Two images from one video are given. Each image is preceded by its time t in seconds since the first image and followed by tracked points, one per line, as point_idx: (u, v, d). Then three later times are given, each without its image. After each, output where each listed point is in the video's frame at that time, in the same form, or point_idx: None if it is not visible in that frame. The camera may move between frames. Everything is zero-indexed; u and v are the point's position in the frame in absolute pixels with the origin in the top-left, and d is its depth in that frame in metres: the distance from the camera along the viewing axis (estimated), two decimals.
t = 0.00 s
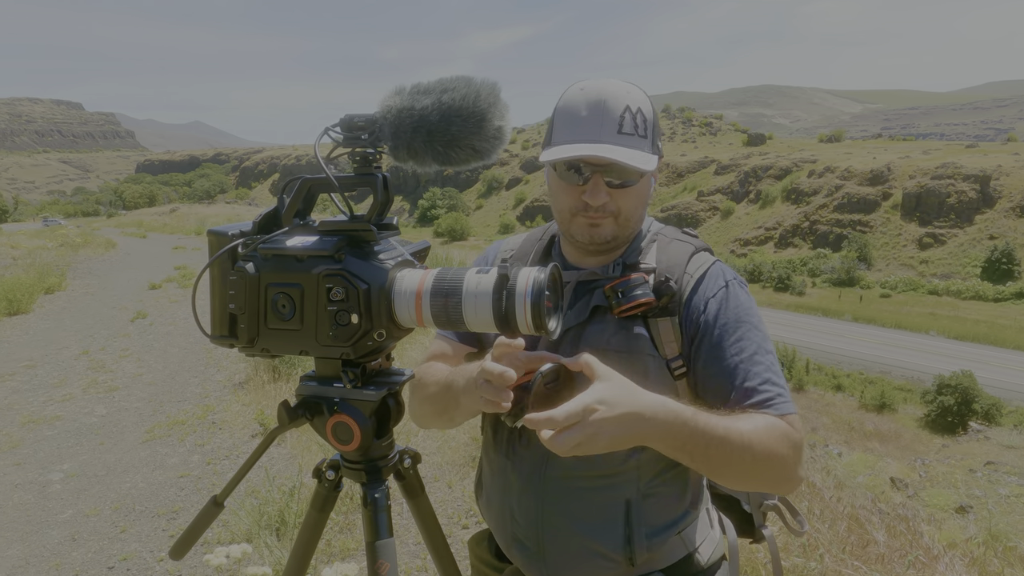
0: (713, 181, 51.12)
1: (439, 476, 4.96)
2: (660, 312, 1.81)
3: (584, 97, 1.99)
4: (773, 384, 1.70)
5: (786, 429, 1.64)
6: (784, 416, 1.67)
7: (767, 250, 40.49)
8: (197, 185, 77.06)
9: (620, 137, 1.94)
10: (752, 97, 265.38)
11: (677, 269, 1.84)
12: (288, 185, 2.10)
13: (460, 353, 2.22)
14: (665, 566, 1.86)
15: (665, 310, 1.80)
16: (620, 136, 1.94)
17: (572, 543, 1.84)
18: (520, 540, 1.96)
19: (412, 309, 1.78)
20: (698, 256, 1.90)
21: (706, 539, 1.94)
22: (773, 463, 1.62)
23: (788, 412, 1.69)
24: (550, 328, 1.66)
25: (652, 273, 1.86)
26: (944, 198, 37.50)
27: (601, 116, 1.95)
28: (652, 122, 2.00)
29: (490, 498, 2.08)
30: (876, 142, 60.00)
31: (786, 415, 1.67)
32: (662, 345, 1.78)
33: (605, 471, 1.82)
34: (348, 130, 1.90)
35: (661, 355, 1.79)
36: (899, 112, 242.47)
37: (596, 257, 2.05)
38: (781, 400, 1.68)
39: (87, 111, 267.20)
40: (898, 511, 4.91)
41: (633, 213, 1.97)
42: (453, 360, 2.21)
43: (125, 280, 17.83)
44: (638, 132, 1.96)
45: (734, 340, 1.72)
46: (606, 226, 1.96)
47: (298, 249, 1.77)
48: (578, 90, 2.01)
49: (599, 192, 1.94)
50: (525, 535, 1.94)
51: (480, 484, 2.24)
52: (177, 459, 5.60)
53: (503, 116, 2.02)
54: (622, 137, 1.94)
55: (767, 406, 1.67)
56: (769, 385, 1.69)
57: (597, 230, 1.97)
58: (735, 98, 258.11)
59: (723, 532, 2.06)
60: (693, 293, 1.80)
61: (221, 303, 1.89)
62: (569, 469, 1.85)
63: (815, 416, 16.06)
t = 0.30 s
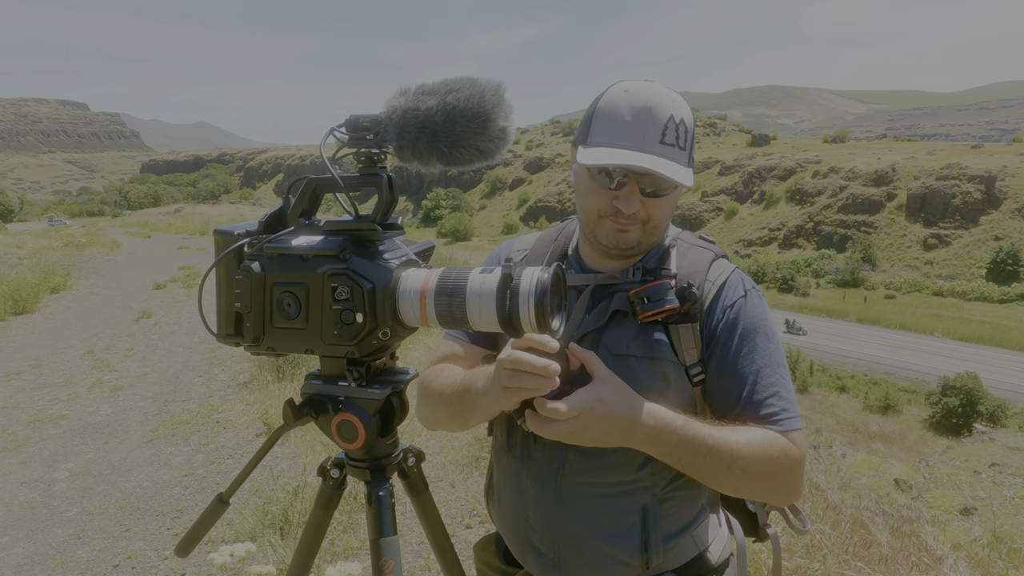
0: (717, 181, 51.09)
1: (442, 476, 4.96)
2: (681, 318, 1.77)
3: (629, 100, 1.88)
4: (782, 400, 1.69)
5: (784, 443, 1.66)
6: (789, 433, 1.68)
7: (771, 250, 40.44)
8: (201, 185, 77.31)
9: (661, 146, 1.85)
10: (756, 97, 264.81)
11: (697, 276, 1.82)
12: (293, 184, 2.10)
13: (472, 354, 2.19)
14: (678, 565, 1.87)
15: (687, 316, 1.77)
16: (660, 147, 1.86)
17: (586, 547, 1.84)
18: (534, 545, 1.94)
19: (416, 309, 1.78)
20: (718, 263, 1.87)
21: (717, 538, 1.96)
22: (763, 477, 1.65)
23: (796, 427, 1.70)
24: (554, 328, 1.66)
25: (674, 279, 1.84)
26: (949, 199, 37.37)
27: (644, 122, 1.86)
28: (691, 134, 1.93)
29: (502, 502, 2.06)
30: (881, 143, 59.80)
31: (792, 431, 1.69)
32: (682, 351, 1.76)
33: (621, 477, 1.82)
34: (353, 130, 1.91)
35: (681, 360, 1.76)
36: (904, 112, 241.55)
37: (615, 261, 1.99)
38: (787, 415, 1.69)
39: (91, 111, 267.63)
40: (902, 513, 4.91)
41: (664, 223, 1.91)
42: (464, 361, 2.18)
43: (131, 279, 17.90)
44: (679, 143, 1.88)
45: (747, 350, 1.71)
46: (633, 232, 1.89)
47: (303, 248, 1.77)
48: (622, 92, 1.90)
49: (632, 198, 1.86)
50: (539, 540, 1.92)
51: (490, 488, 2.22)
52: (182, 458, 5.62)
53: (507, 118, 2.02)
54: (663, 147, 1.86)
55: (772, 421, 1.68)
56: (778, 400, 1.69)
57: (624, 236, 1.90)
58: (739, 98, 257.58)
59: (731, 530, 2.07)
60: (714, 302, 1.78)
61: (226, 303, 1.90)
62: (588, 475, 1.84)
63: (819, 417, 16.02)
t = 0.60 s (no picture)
0: (720, 183, 51.06)
1: (444, 476, 4.97)
2: (685, 320, 1.77)
3: (641, 99, 1.88)
4: (774, 406, 1.67)
5: (767, 448, 1.63)
6: (772, 437, 1.65)
7: (775, 252, 40.40)
8: (205, 185, 77.39)
9: (672, 148, 1.86)
10: (759, 98, 264.47)
11: (704, 278, 1.82)
12: (292, 182, 2.10)
13: (471, 354, 2.17)
14: (681, 563, 1.87)
15: (692, 317, 1.77)
16: (671, 147, 1.86)
17: (589, 548, 1.83)
18: (537, 546, 1.92)
19: (414, 306, 1.78)
20: (723, 264, 1.87)
21: (717, 537, 1.98)
22: (743, 480, 1.62)
23: (790, 432, 1.67)
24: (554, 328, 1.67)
25: (681, 281, 1.84)
26: (953, 200, 37.27)
27: (656, 123, 1.85)
28: (702, 136, 1.93)
29: (505, 503, 2.04)
30: (885, 144, 59.68)
31: (780, 436, 1.65)
32: (686, 352, 1.75)
33: (625, 478, 1.82)
34: (352, 128, 1.91)
35: (685, 361, 1.76)
36: (907, 113, 240.96)
37: (622, 260, 1.98)
38: (781, 422, 1.66)
39: (95, 111, 268.30)
40: (905, 514, 4.90)
41: (671, 223, 1.91)
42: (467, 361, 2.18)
43: (134, 279, 17.94)
44: (690, 145, 1.88)
45: (744, 353, 1.70)
46: (640, 232, 1.88)
47: (303, 245, 1.78)
48: (634, 91, 1.89)
49: (640, 199, 1.86)
50: (542, 540, 1.91)
51: (492, 488, 2.22)
52: (184, 458, 5.63)
53: (506, 115, 2.02)
54: (673, 148, 1.86)
55: (760, 425, 1.66)
56: (768, 406, 1.67)
57: (631, 236, 1.89)
58: (742, 99, 257.26)
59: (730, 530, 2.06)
60: (720, 304, 1.77)
61: (226, 300, 1.90)
62: (591, 475, 1.84)
63: (822, 419, 15.99)
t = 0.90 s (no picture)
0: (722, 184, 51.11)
1: (447, 476, 4.97)
2: (707, 329, 1.77)
3: (670, 106, 1.88)
4: (791, 416, 1.68)
5: (775, 460, 1.65)
6: (785, 448, 1.67)
7: (777, 252, 40.41)
8: (208, 185, 77.50)
9: (699, 157, 1.85)
10: (762, 98, 264.18)
11: (727, 287, 1.82)
12: (301, 185, 2.10)
13: (479, 356, 2.15)
14: (689, 563, 1.88)
15: (713, 326, 1.77)
16: (698, 156, 1.85)
17: (603, 554, 1.83)
18: (550, 550, 1.91)
19: (421, 308, 1.79)
20: (744, 273, 1.87)
21: (727, 536, 2.00)
22: (754, 494, 1.64)
23: (805, 443, 1.68)
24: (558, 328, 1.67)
25: (704, 290, 1.82)
26: (956, 201, 37.20)
27: (684, 129, 1.85)
28: (729, 147, 1.92)
29: (517, 508, 2.04)
30: (888, 144, 59.56)
31: (795, 447, 1.67)
32: (706, 361, 1.76)
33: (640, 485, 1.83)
34: (361, 132, 1.92)
35: (705, 370, 1.77)
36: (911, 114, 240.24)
37: (640, 267, 1.96)
38: (796, 434, 1.68)
39: (97, 111, 268.79)
40: (908, 516, 4.88)
41: (692, 231, 1.88)
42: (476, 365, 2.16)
43: (137, 280, 17.98)
44: (716, 154, 1.87)
45: (757, 364, 1.73)
46: (661, 239, 1.86)
47: (311, 248, 1.78)
48: (663, 97, 1.89)
49: (663, 205, 1.83)
50: (555, 546, 1.90)
51: (502, 491, 2.21)
52: (188, 457, 5.64)
53: (514, 117, 2.02)
54: (700, 157, 1.85)
55: (775, 434, 1.68)
56: (785, 416, 1.68)
57: (652, 241, 1.87)
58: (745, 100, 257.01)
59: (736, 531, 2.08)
60: (742, 314, 1.78)
61: (235, 302, 1.90)
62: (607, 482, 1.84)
63: (824, 420, 15.97)
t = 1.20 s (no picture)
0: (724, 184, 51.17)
1: (450, 476, 4.97)
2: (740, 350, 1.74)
3: (713, 117, 1.83)
4: (820, 445, 1.70)
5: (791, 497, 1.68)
6: (810, 482, 1.69)
7: (779, 253, 40.43)
8: (210, 185, 77.62)
9: (734, 170, 1.80)
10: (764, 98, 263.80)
11: (760, 310, 1.77)
12: (309, 187, 2.10)
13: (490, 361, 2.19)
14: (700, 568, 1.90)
15: (747, 348, 1.73)
16: (735, 170, 1.80)
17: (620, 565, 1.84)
18: (565, 557, 1.91)
19: (427, 310, 1.79)
20: (780, 294, 1.84)
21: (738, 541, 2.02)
22: (771, 530, 1.66)
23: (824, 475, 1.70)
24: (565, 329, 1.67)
25: (739, 312, 1.78)
26: (958, 201, 37.13)
27: (724, 140, 1.80)
28: (774, 163, 1.86)
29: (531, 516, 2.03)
30: (891, 145, 59.45)
31: (816, 479, 1.70)
32: (734, 384, 1.75)
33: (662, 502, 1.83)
34: (368, 134, 1.93)
35: (734, 393, 1.76)
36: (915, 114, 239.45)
37: (670, 278, 1.92)
38: (819, 464, 1.69)
39: (100, 111, 269.31)
40: (911, 517, 4.87)
41: (723, 247, 1.83)
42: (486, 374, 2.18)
43: (140, 279, 18.02)
44: (756, 170, 1.82)
45: (788, 392, 1.72)
46: (689, 252, 1.81)
47: (319, 250, 1.78)
48: (708, 106, 1.85)
49: (692, 218, 1.79)
50: (570, 554, 1.89)
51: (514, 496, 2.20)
52: (191, 457, 5.65)
53: (520, 121, 2.02)
54: (736, 171, 1.80)
55: (802, 464, 1.70)
56: (816, 446, 1.69)
57: (679, 254, 1.82)
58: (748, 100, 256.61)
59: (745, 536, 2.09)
60: (777, 336, 1.75)
61: (243, 302, 1.89)
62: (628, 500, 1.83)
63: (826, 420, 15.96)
